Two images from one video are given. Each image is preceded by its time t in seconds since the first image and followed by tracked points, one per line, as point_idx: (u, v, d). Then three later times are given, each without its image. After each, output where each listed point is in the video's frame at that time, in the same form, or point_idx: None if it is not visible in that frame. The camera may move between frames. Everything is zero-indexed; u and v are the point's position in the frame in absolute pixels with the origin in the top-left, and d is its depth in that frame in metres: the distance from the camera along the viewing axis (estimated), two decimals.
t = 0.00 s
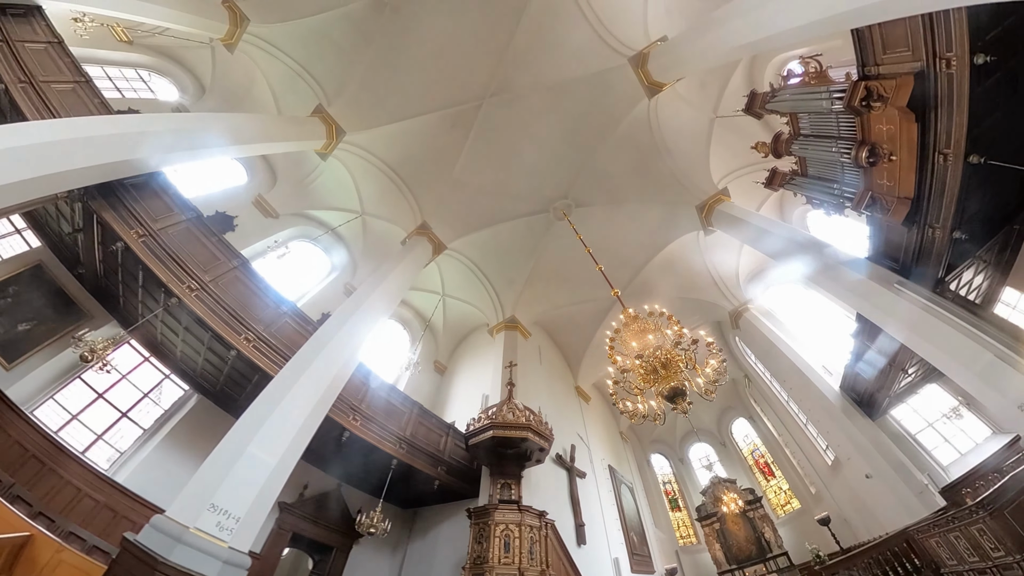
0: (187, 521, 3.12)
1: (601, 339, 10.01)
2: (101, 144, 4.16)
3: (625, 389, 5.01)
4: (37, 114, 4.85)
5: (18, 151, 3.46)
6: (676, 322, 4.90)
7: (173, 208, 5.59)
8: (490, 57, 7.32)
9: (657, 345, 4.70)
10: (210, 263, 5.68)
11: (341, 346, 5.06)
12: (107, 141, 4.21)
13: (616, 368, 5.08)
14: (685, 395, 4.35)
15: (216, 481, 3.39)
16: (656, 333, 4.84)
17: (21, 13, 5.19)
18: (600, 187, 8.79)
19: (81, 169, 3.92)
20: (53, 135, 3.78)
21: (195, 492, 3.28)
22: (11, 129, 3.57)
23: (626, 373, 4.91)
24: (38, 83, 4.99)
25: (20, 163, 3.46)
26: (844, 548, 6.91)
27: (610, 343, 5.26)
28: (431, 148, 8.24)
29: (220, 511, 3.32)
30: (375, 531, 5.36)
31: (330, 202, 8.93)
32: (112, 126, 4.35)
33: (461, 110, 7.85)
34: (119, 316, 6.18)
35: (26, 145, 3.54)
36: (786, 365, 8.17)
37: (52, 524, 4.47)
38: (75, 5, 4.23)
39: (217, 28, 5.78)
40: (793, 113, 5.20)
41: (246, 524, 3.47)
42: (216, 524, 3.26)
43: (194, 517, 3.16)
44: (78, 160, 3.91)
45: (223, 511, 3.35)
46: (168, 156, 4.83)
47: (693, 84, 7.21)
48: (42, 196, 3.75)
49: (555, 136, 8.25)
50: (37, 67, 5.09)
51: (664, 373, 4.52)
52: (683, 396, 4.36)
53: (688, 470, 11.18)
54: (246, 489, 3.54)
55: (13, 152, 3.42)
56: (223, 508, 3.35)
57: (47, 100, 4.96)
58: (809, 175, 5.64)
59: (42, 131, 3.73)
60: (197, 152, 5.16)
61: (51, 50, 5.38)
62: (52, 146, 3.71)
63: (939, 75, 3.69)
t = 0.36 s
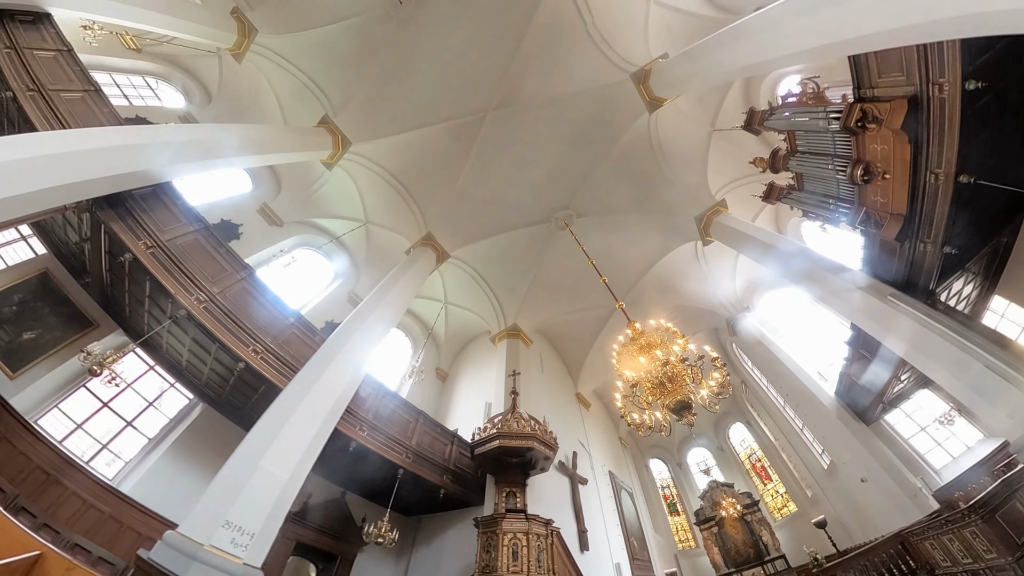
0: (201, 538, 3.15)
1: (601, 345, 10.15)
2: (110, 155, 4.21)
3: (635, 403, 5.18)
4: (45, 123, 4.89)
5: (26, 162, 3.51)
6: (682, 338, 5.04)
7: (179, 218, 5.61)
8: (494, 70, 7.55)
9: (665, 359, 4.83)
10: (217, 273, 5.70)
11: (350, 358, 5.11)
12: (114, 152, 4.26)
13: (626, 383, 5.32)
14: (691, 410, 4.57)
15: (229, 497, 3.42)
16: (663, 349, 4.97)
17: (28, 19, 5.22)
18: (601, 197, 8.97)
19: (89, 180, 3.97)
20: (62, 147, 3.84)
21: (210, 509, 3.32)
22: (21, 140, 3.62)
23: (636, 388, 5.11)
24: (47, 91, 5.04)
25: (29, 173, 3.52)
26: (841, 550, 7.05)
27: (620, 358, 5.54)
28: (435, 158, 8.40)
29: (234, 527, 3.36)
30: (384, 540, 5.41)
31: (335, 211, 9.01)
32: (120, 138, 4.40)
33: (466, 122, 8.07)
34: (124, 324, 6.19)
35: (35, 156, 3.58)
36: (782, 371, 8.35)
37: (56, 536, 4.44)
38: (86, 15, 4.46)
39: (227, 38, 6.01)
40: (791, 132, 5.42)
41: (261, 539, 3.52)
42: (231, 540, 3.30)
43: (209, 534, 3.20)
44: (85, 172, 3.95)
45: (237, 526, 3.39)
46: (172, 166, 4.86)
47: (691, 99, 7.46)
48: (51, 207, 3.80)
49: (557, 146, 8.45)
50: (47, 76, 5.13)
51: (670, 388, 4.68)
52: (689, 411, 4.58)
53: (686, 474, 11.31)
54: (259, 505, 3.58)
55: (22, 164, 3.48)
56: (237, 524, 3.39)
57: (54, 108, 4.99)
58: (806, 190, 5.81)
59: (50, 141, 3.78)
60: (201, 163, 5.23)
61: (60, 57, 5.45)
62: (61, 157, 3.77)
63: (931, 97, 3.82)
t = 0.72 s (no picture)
0: (216, 547, 3.22)
1: (600, 350, 10.28)
2: (113, 165, 4.30)
3: (637, 412, 5.36)
4: (53, 131, 5.02)
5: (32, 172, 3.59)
6: (683, 350, 5.18)
7: (187, 227, 5.67)
8: (496, 81, 7.78)
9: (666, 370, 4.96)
10: (224, 282, 5.77)
11: (356, 367, 5.19)
12: (118, 163, 4.35)
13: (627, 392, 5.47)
14: (691, 420, 4.65)
15: (242, 507, 3.49)
16: (664, 360, 5.14)
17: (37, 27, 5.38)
18: (600, 205, 9.13)
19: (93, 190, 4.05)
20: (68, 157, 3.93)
21: (223, 519, 3.38)
22: (28, 151, 3.71)
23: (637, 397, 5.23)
24: (56, 100, 5.17)
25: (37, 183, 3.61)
26: (836, 551, 7.18)
27: (621, 368, 5.66)
28: (438, 166, 8.55)
29: (247, 536, 3.43)
30: (390, 547, 5.49)
31: (338, 218, 9.13)
32: (125, 149, 4.50)
33: (469, 132, 8.28)
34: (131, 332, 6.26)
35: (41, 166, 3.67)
36: (778, 376, 8.53)
37: (63, 543, 4.46)
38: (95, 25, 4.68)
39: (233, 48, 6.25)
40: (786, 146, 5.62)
41: (272, 547, 3.59)
42: (243, 549, 3.37)
43: (223, 543, 3.26)
44: (89, 182, 4.04)
45: (248, 535, 3.46)
46: (178, 176, 4.99)
47: (688, 111, 7.70)
48: (58, 217, 3.90)
49: (558, 155, 8.66)
50: (56, 85, 5.26)
51: (671, 398, 4.81)
52: (688, 420, 4.66)
53: (683, 478, 11.40)
54: (270, 514, 3.65)
55: (30, 175, 3.57)
56: (249, 533, 3.46)
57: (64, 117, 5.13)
58: (801, 202, 5.98)
59: (55, 151, 3.88)
60: (203, 173, 5.31)
61: (69, 66, 5.59)
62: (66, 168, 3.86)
63: (918, 115, 4.01)
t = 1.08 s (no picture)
0: (235, 561, 3.33)
1: (600, 358, 10.42)
2: (126, 183, 4.40)
3: (637, 425, 5.56)
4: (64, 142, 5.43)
5: (48, 191, 3.69)
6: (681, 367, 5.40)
7: (196, 241, 5.77)
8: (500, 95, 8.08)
9: (665, 384, 5.15)
10: (232, 296, 5.87)
11: (364, 380, 5.31)
12: (131, 180, 4.46)
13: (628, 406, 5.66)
14: (688, 433, 4.91)
15: (258, 521, 3.60)
16: (664, 375, 5.30)
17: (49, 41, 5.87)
18: (599, 216, 9.32)
19: (107, 207, 4.15)
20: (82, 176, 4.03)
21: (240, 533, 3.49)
22: (43, 170, 3.81)
23: (638, 411, 5.45)
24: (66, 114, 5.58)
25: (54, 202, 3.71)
26: (831, 554, 7.33)
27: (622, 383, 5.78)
28: (441, 177, 8.75)
29: (263, 549, 3.54)
30: (397, 555, 5.60)
31: (342, 228, 9.27)
32: (137, 167, 4.60)
33: (472, 144, 8.53)
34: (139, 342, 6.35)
35: (57, 185, 3.77)
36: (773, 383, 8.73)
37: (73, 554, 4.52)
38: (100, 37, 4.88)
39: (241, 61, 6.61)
40: (781, 165, 5.84)
41: (287, 559, 3.71)
42: (260, 562, 3.48)
43: (241, 557, 3.37)
44: (104, 200, 4.14)
45: (265, 548, 3.57)
46: (189, 192, 5.09)
47: (684, 126, 7.97)
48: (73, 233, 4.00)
49: (559, 167, 8.89)
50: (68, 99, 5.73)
51: (670, 412, 5.01)
52: (686, 433, 4.91)
53: (680, 481, 11.48)
54: (285, 527, 3.77)
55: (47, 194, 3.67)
56: (266, 546, 3.57)
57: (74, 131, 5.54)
58: (794, 218, 6.18)
59: (70, 170, 3.97)
60: (214, 190, 5.43)
61: (80, 79, 6.06)
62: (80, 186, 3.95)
63: (908, 141, 4.19)
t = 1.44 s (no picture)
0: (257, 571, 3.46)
1: (599, 363, 10.56)
2: (138, 199, 4.49)
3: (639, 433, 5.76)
4: (76, 155, 5.58)
5: (68, 209, 3.80)
6: (683, 378, 5.57)
7: (206, 252, 5.86)
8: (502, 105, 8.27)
9: (666, 398, 5.34)
10: (243, 308, 5.98)
11: (373, 390, 5.44)
12: (143, 196, 4.54)
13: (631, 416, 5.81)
14: (688, 441, 5.07)
15: (277, 531, 3.73)
16: (664, 388, 5.46)
17: (60, 51, 6.01)
18: (599, 225, 9.48)
19: (118, 223, 4.22)
20: (97, 192, 4.12)
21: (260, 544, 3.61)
22: (58, 186, 3.89)
23: (641, 421, 5.61)
24: (78, 126, 5.77)
25: (69, 219, 3.79)
26: (827, 555, 7.49)
27: (625, 394, 5.94)
28: (444, 185, 8.91)
29: (281, 559, 3.67)
30: (406, 559, 5.76)
31: (346, 235, 9.38)
32: (149, 182, 4.68)
33: (475, 154, 8.71)
34: (148, 351, 6.46)
35: (72, 201, 3.85)
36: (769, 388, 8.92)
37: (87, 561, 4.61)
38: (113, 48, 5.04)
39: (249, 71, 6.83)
40: (777, 180, 6.05)
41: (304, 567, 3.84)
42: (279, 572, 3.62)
43: (262, 568, 3.50)
44: (116, 216, 4.22)
45: (284, 557, 3.74)
46: (199, 205, 5.19)
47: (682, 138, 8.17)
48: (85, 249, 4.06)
49: (560, 176, 9.06)
50: (80, 112, 5.88)
51: (672, 420, 5.17)
52: (687, 441, 5.05)
53: (680, 484, 11.63)
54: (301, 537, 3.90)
55: (62, 210, 3.75)
56: (284, 556, 3.70)
57: (85, 143, 5.69)
58: (790, 231, 6.39)
59: (85, 186, 4.05)
60: (222, 203, 5.53)
61: (92, 90, 6.23)
62: (95, 202, 4.03)
63: (898, 161, 4.41)
